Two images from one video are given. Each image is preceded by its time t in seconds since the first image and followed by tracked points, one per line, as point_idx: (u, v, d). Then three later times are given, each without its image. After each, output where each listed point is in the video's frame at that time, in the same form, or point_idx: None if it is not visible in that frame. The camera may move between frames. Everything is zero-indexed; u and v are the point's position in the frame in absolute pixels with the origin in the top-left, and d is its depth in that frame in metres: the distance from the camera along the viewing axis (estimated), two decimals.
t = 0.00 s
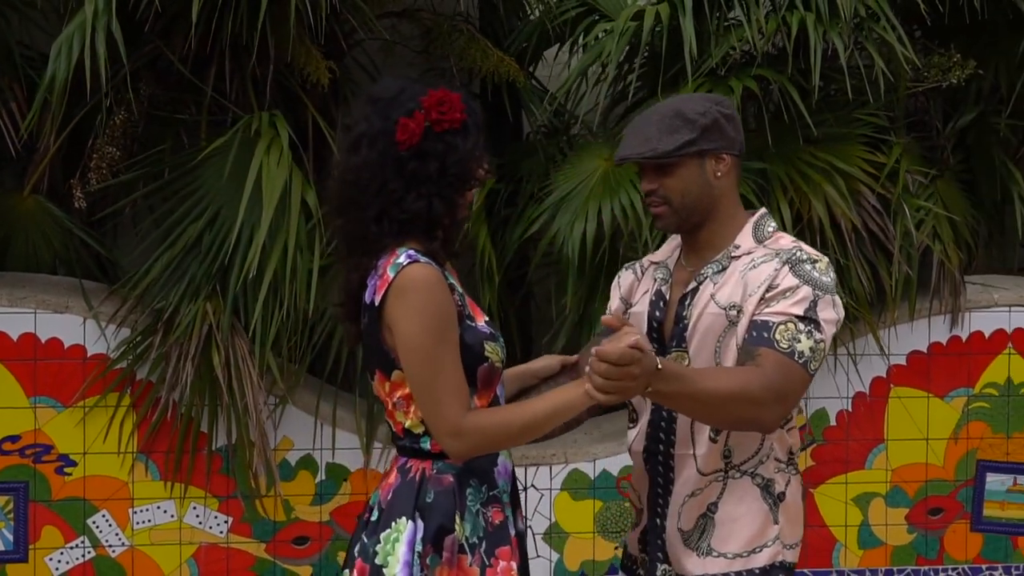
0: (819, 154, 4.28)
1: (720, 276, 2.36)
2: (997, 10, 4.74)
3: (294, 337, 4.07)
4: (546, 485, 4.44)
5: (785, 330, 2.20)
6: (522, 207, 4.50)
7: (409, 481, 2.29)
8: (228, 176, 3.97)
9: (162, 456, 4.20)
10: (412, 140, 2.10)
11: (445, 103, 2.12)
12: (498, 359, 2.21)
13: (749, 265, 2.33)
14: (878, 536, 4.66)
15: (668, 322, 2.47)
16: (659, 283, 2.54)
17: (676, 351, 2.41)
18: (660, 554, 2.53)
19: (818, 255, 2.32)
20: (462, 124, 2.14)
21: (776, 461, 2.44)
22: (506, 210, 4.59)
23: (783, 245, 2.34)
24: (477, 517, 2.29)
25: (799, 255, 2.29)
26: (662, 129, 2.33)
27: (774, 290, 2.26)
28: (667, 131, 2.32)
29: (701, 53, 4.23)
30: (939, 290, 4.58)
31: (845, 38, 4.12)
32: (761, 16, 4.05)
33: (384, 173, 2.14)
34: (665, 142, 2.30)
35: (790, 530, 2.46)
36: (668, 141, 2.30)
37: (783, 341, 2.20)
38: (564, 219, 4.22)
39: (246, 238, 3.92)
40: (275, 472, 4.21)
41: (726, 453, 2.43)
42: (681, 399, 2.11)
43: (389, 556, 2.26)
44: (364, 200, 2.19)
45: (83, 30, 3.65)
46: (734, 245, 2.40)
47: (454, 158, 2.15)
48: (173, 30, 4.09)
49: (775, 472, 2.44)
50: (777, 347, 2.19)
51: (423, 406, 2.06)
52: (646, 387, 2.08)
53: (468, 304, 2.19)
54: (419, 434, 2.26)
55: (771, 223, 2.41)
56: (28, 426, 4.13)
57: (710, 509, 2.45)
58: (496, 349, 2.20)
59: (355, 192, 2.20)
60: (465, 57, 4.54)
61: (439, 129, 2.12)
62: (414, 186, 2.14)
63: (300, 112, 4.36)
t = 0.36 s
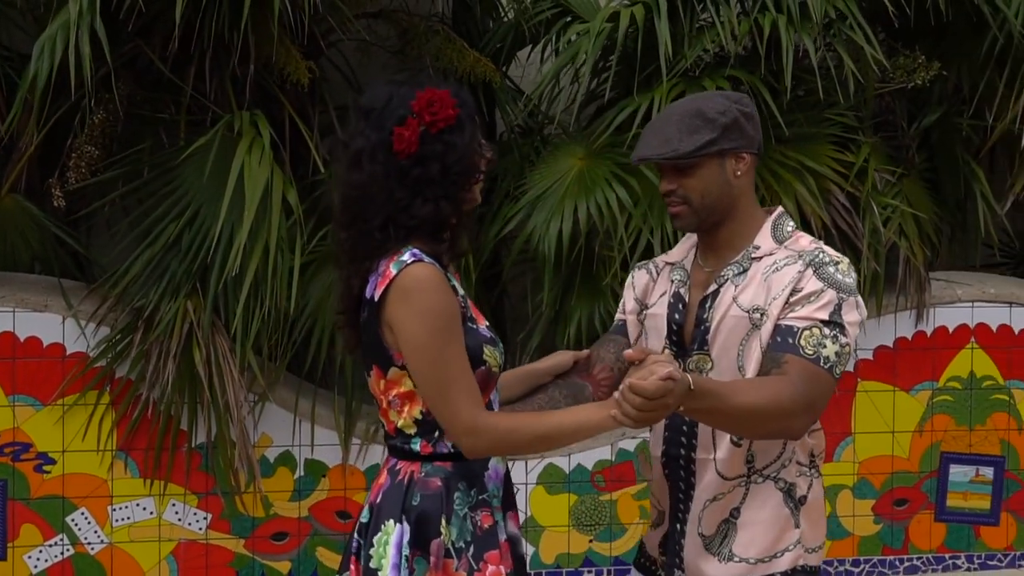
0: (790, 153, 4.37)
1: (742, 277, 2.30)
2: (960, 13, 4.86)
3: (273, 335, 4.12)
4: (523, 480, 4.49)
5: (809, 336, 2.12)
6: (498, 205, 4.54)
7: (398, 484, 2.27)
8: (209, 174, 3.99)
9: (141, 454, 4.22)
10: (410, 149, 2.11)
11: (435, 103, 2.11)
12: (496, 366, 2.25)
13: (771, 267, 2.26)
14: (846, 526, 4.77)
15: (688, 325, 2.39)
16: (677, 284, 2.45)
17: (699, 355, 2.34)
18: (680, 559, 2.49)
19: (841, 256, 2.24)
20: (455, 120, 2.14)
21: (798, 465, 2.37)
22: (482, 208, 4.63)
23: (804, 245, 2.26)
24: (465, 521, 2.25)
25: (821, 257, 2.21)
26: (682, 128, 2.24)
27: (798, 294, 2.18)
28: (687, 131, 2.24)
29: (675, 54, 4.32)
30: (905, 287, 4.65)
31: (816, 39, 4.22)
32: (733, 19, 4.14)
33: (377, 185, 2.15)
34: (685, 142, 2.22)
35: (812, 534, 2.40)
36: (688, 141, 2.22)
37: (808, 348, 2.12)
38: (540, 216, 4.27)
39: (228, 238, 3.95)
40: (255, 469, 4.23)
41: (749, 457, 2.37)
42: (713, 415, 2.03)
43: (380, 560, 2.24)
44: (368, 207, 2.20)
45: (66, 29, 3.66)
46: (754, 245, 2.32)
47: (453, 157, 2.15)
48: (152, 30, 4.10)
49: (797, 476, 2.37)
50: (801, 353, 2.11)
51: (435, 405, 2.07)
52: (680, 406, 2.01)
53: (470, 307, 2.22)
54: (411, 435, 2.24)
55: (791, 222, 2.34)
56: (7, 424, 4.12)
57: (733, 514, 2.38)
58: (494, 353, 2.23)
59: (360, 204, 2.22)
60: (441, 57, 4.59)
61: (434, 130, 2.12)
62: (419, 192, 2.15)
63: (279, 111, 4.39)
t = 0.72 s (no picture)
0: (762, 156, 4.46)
1: (748, 271, 2.27)
2: (925, 21, 4.98)
3: (252, 335, 4.14)
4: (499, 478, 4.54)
5: (815, 328, 2.10)
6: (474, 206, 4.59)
7: (395, 476, 2.30)
8: (189, 174, 4.00)
9: (119, 453, 4.22)
10: (400, 133, 2.12)
11: (427, 89, 2.13)
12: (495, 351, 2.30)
13: (777, 261, 2.24)
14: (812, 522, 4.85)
15: (694, 319, 2.36)
16: (682, 277, 2.41)
17: (704, 347, 2.31)
18: (688, 550, 2.40)
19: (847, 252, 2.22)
20: (447, 105, 2.15)
21: (804, 455, 2.33)
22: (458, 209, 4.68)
23: (811, 241, 2.24)
24: (460, 514, 2.28)
25: (827, 252, 2.19)
26: (689, 122, 2.22)
27: (805, 287, 2.16)
28: (694, 125, 2.21)
29: (650, 58, 4.39)
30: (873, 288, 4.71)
31: (787, 45, 4.31)
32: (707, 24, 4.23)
33: (365, 171, 2.17)
34: (692, 136, 2.20)
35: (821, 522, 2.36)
36: (695, 135, 2.20)
37: (814, 340, 2.09)
38: (516, 217, 4.31)
39: (209, 238, 3.97)
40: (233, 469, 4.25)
41: (764, 451, 2.31)
42: (718, 403, 2.02)
43: (374, 548, 2.28)
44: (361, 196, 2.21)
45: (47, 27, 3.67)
46: (760, 239, 2.29)
47: (445, 142, 2.15)
48: (131, 29, 4.11)
49: (806, 466, 2.33)
50: (808, 345, 2.09)
51: (444, 393, 2.13)
52: (686, 393, 2.00)
53: (468, 296, 2.25)
54: (408, 427, 2.29)
55: (798, 217, 2.31)
56: None
57: (749, 507, 2.33)
58: (492, 344, 2.28)
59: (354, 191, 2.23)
60: (418, 59, 4.64)
61: (426, 116, 2.12)
62: (408, 176, 2.15)
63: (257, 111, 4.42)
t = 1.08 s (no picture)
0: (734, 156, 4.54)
1: (744, 268, 2.28)
2: (891, 23, 5.08)
3: (230, 333, 4.17)
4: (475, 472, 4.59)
5: (812, 325, 2.14)
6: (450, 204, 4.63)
7: (397, 468, 2.31)
8: (167, 172, 4.02)
9: (97, 450, 4.23)
10: (399, 127, 2.15)
11: (427, 86, 2.17)
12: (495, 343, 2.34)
13: (774, 259, 2.26)
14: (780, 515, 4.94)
15: (689, 315, 2.36)
16: (675, 272, 2.41)
17: (699, 343, 2.31)
18: (683, 543, 2.35)
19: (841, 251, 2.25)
20: (446, 103, 2.19)
21: (798, 448, 2.32)
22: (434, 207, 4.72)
23: (806, 239, 2.27)
24: (465, 506, 2.32)
25: (824, 251, 2.22)
26: (689, 119, 2.24)
27: (802, 285, 2.19)
28: (693, 122, 2.23)
29: (624, 59, 4.46)
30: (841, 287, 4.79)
31: (758, 46, 4.39)
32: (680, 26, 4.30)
33: (362, 162, 2.20)
34: (692, 133, 2.22)
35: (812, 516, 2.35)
36: (695, 132, 2.22)
37: (811, 336, 2.13)
38: (492, 215, 4.36)
39: (188, 235, 3.99)
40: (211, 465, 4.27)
41: (763, 445, 2.29)
42: (717, 402, 2.05)
43: (369, 537, 2.30)
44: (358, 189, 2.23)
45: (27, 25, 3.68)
46: (756, 236, 2.31)
47: (442, 138, 2.19)
48: (109, 27, 4.12)
49: (801, 459, 2.32)
50: (805, 342, 2.12)
51: (451, 390, 2.17)
52: (689, 393, 2.03)
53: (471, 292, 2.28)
54: (414, 423, 2.30)
55: (791, 216, 2.33)
56: None
57: (745, 500, 2.30)
58: (494, 337, 2.32)
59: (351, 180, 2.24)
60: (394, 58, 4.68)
61: (426, 112, 2.17)
62: (405, 169, 2.19)
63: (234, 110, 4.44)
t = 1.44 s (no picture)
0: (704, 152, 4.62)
1: (732, 269, 2.31)
2: (859, 21, 5.17)
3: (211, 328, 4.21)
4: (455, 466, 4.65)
5: (796, 323, 2.18)
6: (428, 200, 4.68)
7: (406, 463, 2.34)
8: (147, 169, 4.05)
9: (76, 445, 4.26)
10: (402, 132, 2.17)
11: (429, 91, 2.19)
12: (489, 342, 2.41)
13: (760, 259, 2.29)
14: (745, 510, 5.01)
15: (683, 318, 2.40)
16: (666, 276, 2.44)
17: (695, 345, 2.35)
18: (684, 539, 2.41)
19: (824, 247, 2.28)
20: (445, 109, 2.22)
21: (790, 439, 2.37)
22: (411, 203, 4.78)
23: (790, 236, 2.30)
24: (471, 495, 2.41)
25: (807, 248, 2.25)
26: (667, 130, 2.22)
27: (788, 284, 2.22)
28: (671, 132, 2.22)
29: (598, 56, 4.52)
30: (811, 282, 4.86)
31: (731, 43, 4.47)
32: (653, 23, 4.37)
33: (364, 167, 2.21)
34: (671, 145, 2.20)
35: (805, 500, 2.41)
36: (674, 144, 2.20)
37: (794, 334, 2.17)
38: (468, 210, 4.42)
39: (168, 230, 4.02)
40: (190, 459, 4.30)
41: (751, 438, 2.34)
42: (699, 408, 2.12)
43: (385, 532, 2.32)
44: (359, 193, 2.26)
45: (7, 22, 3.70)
46: (741, 237, 2.33)
47: (442, 144, 2.24)
48: (88, 24, 4.14)
49: (791, 447, 2.37)
50: (788, 340, 2.17)
51: (441, 386, 2.20)
52: (669, 401, 2.10)
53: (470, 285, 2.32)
54: (417, 416, 2.34)
55: (774, 213, 2.36)
56: None
57: (738, 492, 2.36)
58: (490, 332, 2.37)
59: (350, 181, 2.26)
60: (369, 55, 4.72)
61: (426, 117, 2.20)
62: (407, 174, 2.23)
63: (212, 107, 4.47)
